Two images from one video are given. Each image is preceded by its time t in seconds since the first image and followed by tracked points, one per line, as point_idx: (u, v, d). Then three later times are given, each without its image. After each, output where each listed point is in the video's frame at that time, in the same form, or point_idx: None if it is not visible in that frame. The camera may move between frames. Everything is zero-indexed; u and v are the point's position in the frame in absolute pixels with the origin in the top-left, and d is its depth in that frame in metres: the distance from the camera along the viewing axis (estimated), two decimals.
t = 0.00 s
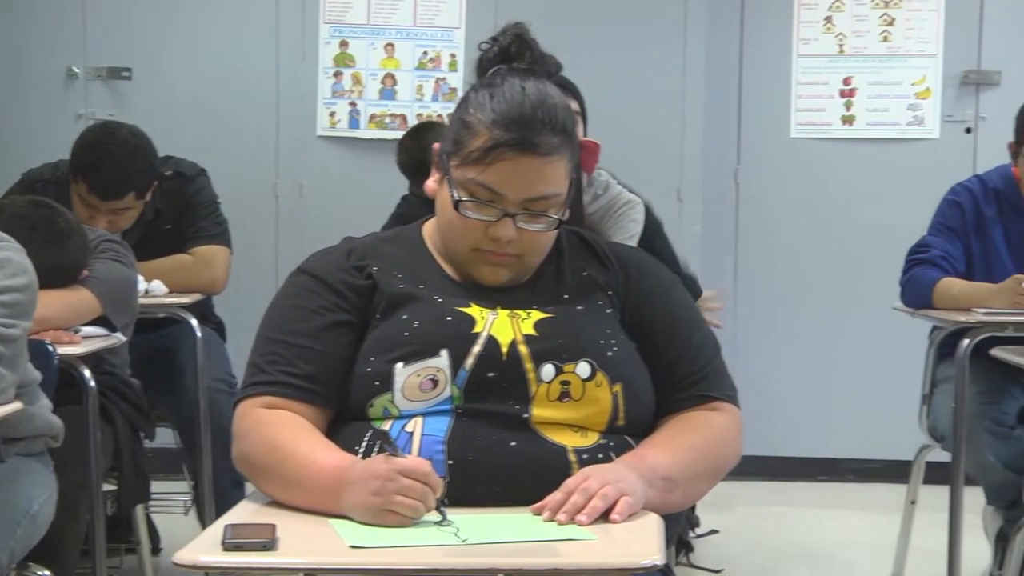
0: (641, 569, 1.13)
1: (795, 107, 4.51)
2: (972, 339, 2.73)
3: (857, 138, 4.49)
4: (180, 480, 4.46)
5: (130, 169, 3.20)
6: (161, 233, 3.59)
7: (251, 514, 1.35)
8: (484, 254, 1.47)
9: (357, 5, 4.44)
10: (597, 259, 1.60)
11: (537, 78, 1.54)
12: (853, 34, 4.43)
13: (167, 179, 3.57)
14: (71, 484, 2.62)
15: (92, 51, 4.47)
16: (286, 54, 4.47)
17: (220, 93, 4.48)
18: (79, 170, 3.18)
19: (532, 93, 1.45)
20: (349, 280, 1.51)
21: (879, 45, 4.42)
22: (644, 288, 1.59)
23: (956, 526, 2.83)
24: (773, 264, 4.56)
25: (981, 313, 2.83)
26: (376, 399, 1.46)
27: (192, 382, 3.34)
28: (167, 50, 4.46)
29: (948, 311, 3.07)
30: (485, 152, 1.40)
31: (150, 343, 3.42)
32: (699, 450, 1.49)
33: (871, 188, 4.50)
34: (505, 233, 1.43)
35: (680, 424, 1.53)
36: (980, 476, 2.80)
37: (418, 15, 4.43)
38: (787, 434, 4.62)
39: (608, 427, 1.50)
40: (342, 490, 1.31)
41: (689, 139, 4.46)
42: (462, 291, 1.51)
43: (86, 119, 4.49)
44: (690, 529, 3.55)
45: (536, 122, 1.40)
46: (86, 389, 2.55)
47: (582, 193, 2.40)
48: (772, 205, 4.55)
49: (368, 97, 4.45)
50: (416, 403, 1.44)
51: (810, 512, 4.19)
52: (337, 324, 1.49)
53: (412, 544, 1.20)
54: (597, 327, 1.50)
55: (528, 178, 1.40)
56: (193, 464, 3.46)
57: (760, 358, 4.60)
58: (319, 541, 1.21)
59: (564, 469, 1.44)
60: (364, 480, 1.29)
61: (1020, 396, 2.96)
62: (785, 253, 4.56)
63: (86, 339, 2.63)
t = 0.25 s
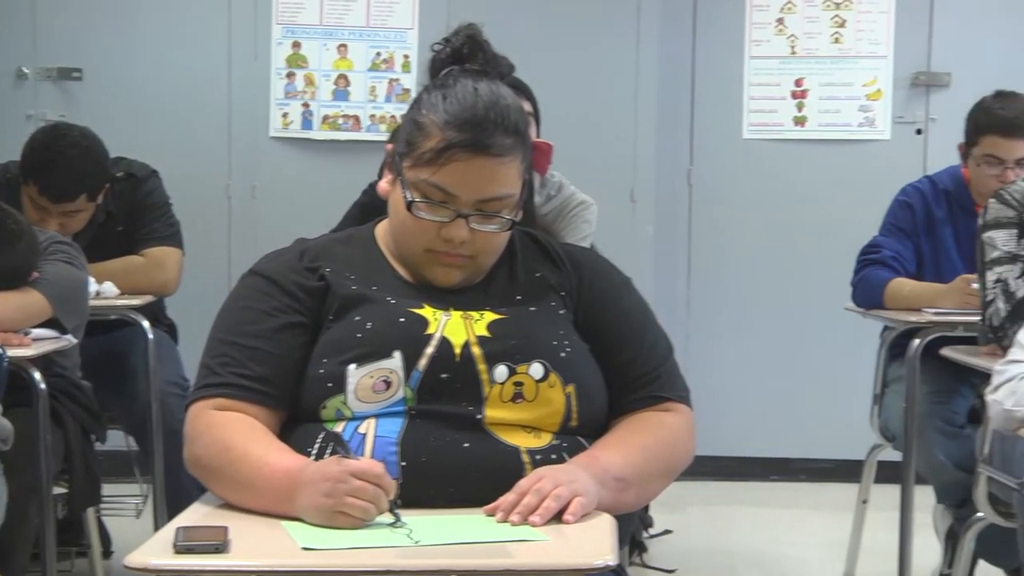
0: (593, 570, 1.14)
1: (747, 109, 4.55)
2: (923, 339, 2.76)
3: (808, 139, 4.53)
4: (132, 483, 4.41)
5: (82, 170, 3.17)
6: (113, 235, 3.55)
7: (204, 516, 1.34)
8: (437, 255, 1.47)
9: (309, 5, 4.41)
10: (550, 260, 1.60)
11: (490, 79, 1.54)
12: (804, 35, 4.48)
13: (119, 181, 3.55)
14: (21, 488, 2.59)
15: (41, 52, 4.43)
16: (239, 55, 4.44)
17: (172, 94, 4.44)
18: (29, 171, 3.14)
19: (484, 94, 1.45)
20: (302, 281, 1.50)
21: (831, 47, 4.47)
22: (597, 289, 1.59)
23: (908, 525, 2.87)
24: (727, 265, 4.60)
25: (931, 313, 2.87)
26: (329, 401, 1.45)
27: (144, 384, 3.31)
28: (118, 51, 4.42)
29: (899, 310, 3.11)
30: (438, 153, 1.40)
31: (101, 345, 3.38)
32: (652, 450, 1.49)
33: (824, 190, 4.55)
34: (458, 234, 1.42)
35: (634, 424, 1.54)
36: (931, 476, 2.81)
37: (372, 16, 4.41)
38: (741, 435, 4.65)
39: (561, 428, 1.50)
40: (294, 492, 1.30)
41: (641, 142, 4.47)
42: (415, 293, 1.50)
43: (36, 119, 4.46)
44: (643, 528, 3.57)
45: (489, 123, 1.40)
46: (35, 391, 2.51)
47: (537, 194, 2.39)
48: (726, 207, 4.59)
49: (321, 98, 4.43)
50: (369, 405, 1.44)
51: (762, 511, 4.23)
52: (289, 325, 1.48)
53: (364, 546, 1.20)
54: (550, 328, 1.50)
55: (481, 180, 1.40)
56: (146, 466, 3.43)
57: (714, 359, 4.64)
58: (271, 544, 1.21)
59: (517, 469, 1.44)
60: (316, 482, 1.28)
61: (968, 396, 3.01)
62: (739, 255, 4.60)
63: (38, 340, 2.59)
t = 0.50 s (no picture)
0: (537, 570, 1.14)
1: (691, 110, 4.59)
2: (864, 338, 2.79)
3: (751, 140, 4.58)
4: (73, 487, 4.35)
5: (21, 171, 3.12)
6: (54, 237, 3.49)
7: (145, 518, 1.32)
8: (381, 256, 1.46)
9: (252, 5, 4.38)
10: (494, 260, 1.60)
11: (434, 80, 1.54)
12: (747, 36, 4.53)
13: (59, 182, 3.50)
14: None
15: None
16: (181, 54, 4.40)
17: (113, 93, 4.39)
18: None
19: (429, 94, 1.45)
20: (244, 282, 1.49)
21: (773, 48, 4.52)
22: (541, 289, 1.60)
23: (849, 524, 2.91)
24: (671, 267, 4.64)
25: (872, 312, 2.91)
26: (271, 402, 1.44)
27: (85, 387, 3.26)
28: (57, 50, 4.36)
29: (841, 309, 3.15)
30: (381, 153, 1.39)
31: (40, 346, 3.32)
32: (595, 451, 1.50)
33: (767, 191, 4.60)
34: (402, 234, 1.42)
35: (577, 424, 1.55)
36: (871, 472, 2.88)
37: (315, 16, 4.38)
38: (686, 435, 4.69)
39: (504, 429, 1.51)
40: (238, 494, 1.29)
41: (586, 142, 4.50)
42: (358, 294, 1.50)
43: None
44: (587, 528, 3.59)
45: (433, 123, 1.40)
46: None
47: (480, 194, 2.38)
48: (671, 208, 4.62)
49: (264, 99, 4.39)
50: (312, 406, 1.43)
51: (706, 511, 4.27)
52: (232, 326, 1.47)
53: (307, 548, 1.19)
54: (493, 328, 1.51)
55: (426, 180, 1.40)
56: (86, 470, 3.37)
57: (659, 359, 4.67)
58: (213, 546, 1.20)
59: (461, 470, 1.44)
60: (259, 483, 1.27)
61: (909, 395, 3.06)
62: (683, 256, 4.64)
63: None
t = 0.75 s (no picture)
0: (484, 570, 1.14)
1: (638, 110, 4.62)
2: (809, 338, 2.81)
3: (697, 140, 4.62)
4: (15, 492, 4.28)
5: None
6: None
7: (90, 521, 1.31)
8: (327, 257, 1.46)
9: (197, 4, 4.33)
10: (440, 261, 1.60)
11: (379, 80, 1.54)
12: (693, 37, 4.57)
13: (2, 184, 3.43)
14: None
15: None
16: (124, 54, 4.35)
17: (54, 93, 4.34)
18: None
19: (374, 95, 1.45)
20: (189, 283, 1.48)
21: (718, 48, 4.56)
22: (488, 290, 1.61)
23: (795, 522, 2.94)
24: (619, 267, 4.67)
25: (817, 311, 2.95)
26: (217, 403, 1.43)
27: (27, 390, 3.21)
28: None
29: (787, 308, 3.19)
30: (327, 153, 1.39)
31: None
32: (542, 451, 1.51)
33: (713, 191, 4.64)
34: (348, 235, 1.42)
35: (524, 424, 1.55)
36: (817, 470, 2.93)
37: (260, 16, 4.34)
38: (634, 435, 4.72)
39: (451, 429, 1.51)
40: (183, 496, 1.28)
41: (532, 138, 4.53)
42: (305, 295, 1.49)
43: None
44: (535, 528, 3.60)
45: (379, 123, 1.40)
46: None
47: (427, 195, 2.37)
48: (619, 208, 4.65)
49: (209, 99, 4.35)
50: (257, 407, 1.42)
51: (654, 510, 4.30)
52: (177, 327, 1.45)
53: (253, 549, 1.19)
54: (440, 329, 1.51)
55: (372, 180, 1.39)
56: (29, 474, 3.32)
57: (607, 359, 4.70)
58: (158, 548, 1.18)
59: (408, 470, 1.44)
60: (203, 485, 1.26)
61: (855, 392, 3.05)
62: (630, 256, 4.67)
63: None
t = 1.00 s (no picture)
0: (432, 570, 1.15)
1: (585, 110, 4.64)
2: (756, 337, 2.84)
3: (644, 140, 4.65)
4: None
5: None
6: None
7: (34, 525, 1.29)
8: (273, 257, 1.45)
9: (142, 4, 4.28)
10: (387, 262, 1.60)
11: (326, 80, 1.54)
12: (640, 37, 4.59)
13: None
14: None
15: None
16: (68, 53, 4.30)
17: None
18: None
19: (321, 95, 1.45)
20: (134, 284, 1.46)
21: (665, 49, 4.60)
22: (435, 290, 1.61)
23: (742, 522, 2.98)
24: (567, 268, 4.69)
25: (764, 310, 2.99)
26: (163, 404, 1.42)
27: None
28: None
29: (734, 308, 3.22)
30: (273, 153, 1.39)
31: None
32: (489, 452, 1.52)
33: (661, 192, 4.68)
34: (294, 236, 1.41)
35: (472, 425, 1.56)
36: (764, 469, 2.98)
37: (206, 16, 4.28)
38: (582, 435, 4.75)
39: (398, 430, 1.51)
40: (129, 498, 1.27)
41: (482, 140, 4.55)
42: (251, 295, 1.49)
43: None
44: (483, 528, 3.61)
45: (325, 124, 1.40)
46: None
47: (374, 194, 2.37)
48: (567, 209, 4.67)
49: (155, 99, 4.30)
50: (203, 408, 1.42)
51: (601, 509, 4.33)
52: (122, 329, 1.43)
53: (200, 552, 1.18)
54: (387, 330, 1.51)
55: (318, 181, 1.39)
56: None
57: (555, 359, 4.72)
58: (104, 551, 1.17)
59: (355, 472, 1.44)
60: (148, 488, 1.25)
61: (801, 392, 3.06)
62: (578, 257, 4.69)
63: None
